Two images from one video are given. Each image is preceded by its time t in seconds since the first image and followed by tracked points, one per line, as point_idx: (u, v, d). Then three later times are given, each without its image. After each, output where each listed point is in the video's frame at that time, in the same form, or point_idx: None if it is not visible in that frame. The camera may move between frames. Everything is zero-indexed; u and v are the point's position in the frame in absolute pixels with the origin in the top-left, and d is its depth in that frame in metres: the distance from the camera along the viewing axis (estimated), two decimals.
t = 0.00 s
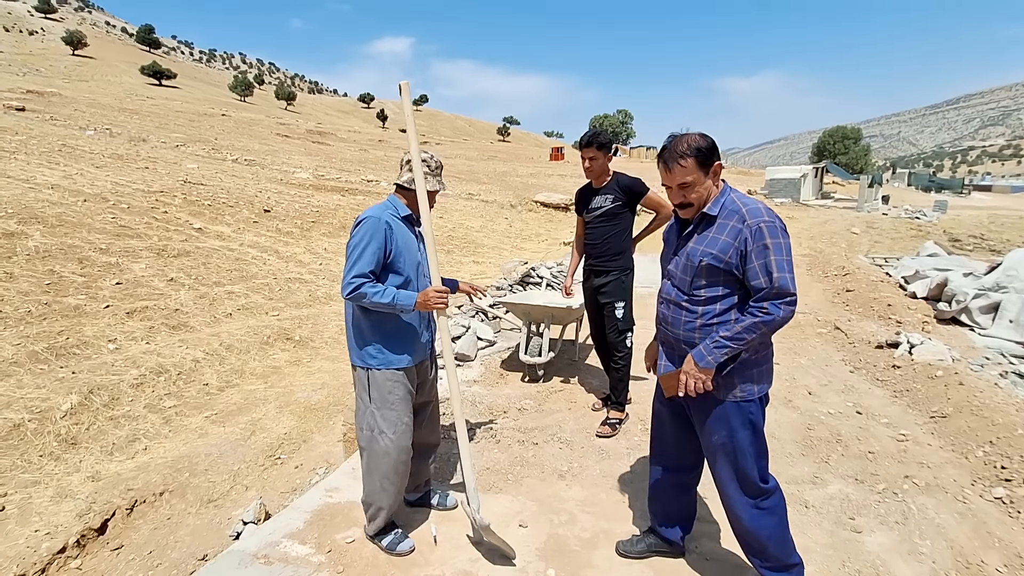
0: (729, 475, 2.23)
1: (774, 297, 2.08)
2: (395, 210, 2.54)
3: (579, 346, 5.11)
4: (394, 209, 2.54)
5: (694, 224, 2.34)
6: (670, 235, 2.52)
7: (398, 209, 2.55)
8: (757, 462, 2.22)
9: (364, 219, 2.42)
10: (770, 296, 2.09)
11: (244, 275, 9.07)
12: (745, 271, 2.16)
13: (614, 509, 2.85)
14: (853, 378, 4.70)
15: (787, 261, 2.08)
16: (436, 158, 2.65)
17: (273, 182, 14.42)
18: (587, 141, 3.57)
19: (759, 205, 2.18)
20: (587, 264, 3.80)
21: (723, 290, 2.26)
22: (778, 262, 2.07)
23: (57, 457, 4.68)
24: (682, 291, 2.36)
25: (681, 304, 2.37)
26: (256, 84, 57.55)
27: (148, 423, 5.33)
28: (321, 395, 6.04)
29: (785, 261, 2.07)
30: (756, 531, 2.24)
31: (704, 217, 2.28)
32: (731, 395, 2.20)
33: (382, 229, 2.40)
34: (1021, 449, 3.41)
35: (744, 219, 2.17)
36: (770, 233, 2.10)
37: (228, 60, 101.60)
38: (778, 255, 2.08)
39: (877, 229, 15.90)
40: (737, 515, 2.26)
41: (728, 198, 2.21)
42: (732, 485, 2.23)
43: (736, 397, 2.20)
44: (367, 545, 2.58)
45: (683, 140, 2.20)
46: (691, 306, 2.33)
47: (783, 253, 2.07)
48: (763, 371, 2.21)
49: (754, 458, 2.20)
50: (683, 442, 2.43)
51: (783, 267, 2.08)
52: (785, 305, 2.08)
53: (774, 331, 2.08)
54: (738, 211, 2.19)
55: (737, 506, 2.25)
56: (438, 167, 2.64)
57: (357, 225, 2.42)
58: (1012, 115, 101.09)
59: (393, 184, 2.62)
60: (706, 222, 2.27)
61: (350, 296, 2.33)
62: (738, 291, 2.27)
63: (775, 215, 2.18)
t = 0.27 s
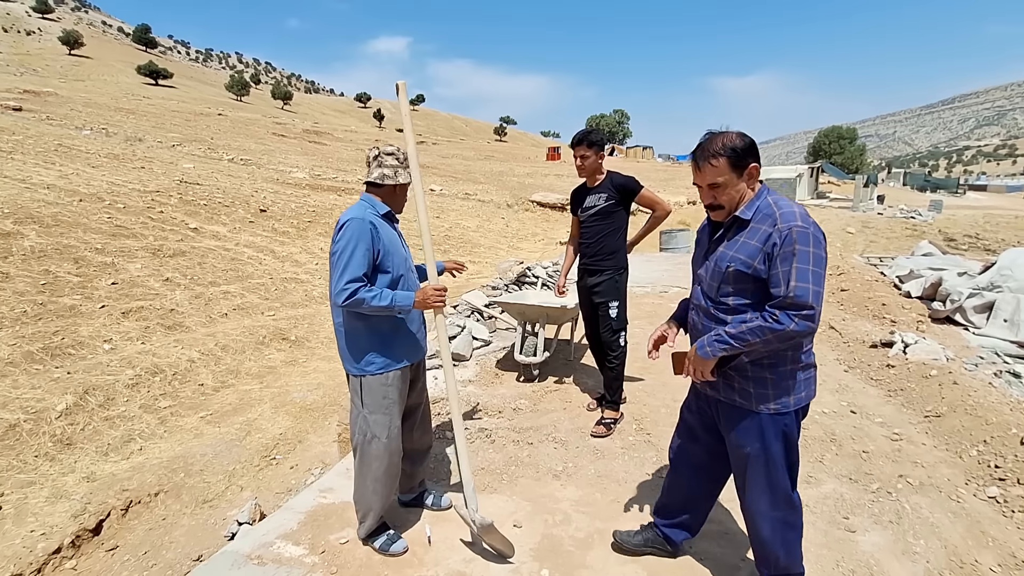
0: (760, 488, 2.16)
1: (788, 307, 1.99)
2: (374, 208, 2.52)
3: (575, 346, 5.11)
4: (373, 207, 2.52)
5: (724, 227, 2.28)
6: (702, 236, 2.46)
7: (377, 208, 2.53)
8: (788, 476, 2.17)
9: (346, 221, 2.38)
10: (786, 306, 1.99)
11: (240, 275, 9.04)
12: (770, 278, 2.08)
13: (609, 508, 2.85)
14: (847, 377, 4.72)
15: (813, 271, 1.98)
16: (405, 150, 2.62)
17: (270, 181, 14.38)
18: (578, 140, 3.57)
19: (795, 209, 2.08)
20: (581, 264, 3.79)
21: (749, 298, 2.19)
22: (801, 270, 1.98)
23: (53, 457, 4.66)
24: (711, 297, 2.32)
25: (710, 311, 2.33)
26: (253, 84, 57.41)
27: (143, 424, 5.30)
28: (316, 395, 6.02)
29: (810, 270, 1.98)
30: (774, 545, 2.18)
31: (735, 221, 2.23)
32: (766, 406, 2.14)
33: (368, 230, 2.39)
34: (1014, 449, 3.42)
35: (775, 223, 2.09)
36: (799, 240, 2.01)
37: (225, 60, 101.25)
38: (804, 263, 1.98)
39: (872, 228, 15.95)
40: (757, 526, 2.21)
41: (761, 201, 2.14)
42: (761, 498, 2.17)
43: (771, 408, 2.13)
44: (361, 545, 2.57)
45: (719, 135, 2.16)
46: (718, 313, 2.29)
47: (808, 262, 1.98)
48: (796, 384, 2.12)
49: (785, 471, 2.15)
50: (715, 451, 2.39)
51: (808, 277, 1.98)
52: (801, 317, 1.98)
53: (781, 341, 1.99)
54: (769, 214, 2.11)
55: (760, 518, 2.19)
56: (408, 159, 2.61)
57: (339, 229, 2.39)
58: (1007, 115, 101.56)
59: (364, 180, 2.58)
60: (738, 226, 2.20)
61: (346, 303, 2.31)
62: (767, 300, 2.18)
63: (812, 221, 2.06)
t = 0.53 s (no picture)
0: (765, 489, 2.15)
1: (792, 305, 1.98)
2: (343, 205, 2.47)
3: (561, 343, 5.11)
4: (341, 204, 2.47)
5: (735, 224, 2.27)
6: (713, 233, 2.46)
7: (346, 205, 2.48)
8: (795, 479, 2.16)
9: (315, 222, 2.33)
10: (789, 304, 1.99)
11: (222, 273, 8.90)
12: (777, 277, 2.08)
13: (595, 505, 2.86)
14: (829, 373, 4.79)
15: (818, 271, 1.98)
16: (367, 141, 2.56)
17: (253, 179, 14.18)
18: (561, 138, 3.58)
19: (806, 207, 2.07)
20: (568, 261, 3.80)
21: (759, 297, 2.18)
22: (804, 270, 1.98)
23: (30, 460, 4.54)
24: (721, 295, 2.33)
25: (721, 309, 2.34)
26: (236, 80, 56.61)
27: (123, 425, 5.19)
28: (300, 395, 5.95)
29: (813, 270, 1.98)
30: (766, 542, 2.18)
31: (745, 217, 2.22)
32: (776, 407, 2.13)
33: (338, 230, 2.35)
34: (991, 442, 3.50)
35: (785, 220, 2.08)
36: (806, 238, 2.01)
37: (206, 55, 99.58)
38: (807, 262, 1.98)
39: (852, 227, 16.22)
40: (753, 522, 2.21)
41: (770, 198, 2.12)
42: (765, 499, 2.16)
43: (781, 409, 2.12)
44: (345, 546, 2.54)
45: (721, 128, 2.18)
46: (727, 311, 2.30)
47: (812, 261, 1.98)
48: (808, 385, 2.12)
49: (792, 473, 2.14)
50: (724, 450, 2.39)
51: (812, 276, 1.97)
52: (802, 317, 1.98)
53: (779, 341, 2.01)
54: (778, 211, 2.10)
55: (756, 515, 2.19)
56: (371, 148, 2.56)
57: (308, 229, 2.34)
58: (982, 117, 103.94)
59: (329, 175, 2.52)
60: (747, 222, 2.19)
61: (322, 306, 2.28)
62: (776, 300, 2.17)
63: (821, 220, 2.05)
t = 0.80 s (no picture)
0: (747, 484, 2.19)
1: (790, 306, 1.99)
2: (308, 204, 2.43)
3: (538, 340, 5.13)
4: (306, 203, 2.43)
5: (729, 222, 2.26)
6: (707, 230, 2.45)
7: (311, 204, 2.44)
8: (777, 475, 2.19)
9: (277, 224, 2.29)
10: (787, 304, 2.00)
11: (190, 271, 8.65)
12: (773, 278, 2.08)
13: (572, 501, 2.88)
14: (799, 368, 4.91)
15: (815, 272, 1.98)
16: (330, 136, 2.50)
17: (222, 174, 13.82)
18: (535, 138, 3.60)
19: (800, 207, 2.06)
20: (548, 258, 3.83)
21: (752, 296, 2.19)
22: (802, 271, 1.97)
23: None
24: (713, 293, 2.33)
25: (713, 307, 2.34)
26: (204, 73, 55.05)
27: (86, 428, 5.00)
28: (273, 395, 5.83)
29: (810, 271, 1.97)
30: (744, 535, 2.22)
31: (739, 215, 2.20)
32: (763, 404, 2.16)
33: (302, 232, 2.30)
34: (952, 433, 3.64)
35: (779, 220, 2.07)
36: (802, 239, 2.00)
37: (172, 46, 96.47)
38: (805, 264, 1.98)
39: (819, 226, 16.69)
40: (732, 516, 2.24)
41: (765, 198, 2.11)
42: (747, 494, 2.19)
43: (767, 407, 2.15)
44: (321, 549, 2.50)
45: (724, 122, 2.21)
46: (720, 310, 2.30)
47: (809, 262, 1.98)
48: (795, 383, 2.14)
49: (774, 470, 2.17)
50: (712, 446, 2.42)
51: (809, 278, 1.97)
52: (802, 318, 2.00)
53: (779, 340, 2.03)
54: (773, 211, 2.08)
55: (736, 508, 2.22)
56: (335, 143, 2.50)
57: (271, 232, 2.29)
58: (940, 120, 108.09)
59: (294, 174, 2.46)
60: (742, 221, 2.18)
61: (286, 311, 2.24)
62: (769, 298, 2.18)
63: (817, 220, 2.05)
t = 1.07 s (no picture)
0: (736, 475, 2.21)
1: (793, 301, 2.01)
2: (289, 206, 2.38)
3: (520, 338, 5.12)
4: (287, 205, 2.38)
5: (728, 217, 2.28)
6: (708, 225, 2.47)
7: (292, 206, 2.39)
8: (767, 469, 2.21)
9: (250, 229, 2.25)
10: (790, 299, 2.01)
11: (159, 274, 8.38)
12: (773, 273, 2.10)
13: (560, 499, 2.88)
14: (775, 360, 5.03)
15: (816, 266, 1.99)
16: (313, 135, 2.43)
17: (190, 173, 13.43)
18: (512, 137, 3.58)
19: (798, 203, 2.08)
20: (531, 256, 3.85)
21: (753, 291, 2.21)
22: (803, 266, 1.99)
23: None
24: (712, 287, 2.36)
25: (711, 301, 2.37)
26: (169, 69, 53.40)
27: (53, 438, 4.81)
28: (249, 399, 5.70)
29: (812, 266, 1.99)
30: (732, 526, 2.25)
31: (739, 211, 2.22)
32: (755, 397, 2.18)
33: (275, 236, 2.25)
34: (923, 420, 3.77)
35: (777, 216, 2.09)
36: (800, 234, 2.01)
37: (134, 41, 93.33)
38: (806, 259, 1.99)
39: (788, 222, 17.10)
40: (721, 507, 2.27)
41: (764, 193, 2.13)
42: (736, 485, 2.22)
43: (758, 399, 2.17)
44: (306, 555, 2.46)
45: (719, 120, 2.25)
46: (718, 304, 2.33)
47: (810, 257, 1.99)
48: (789, 378, 2.16)
49: (764, 463, 2.19)
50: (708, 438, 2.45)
51: (811, 272, 1.99)
52: (808, 312, 2.01)
53: (785, 335, 2.04)
54: (771, 207, 2.10)
55: (725, 499, 2.25)
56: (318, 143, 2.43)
57: (245, 236, 2.26)
58: (900, 119, 111.82)
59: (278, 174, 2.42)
60: (740, 217, 2.20)
61: (257, 318, 2.22)
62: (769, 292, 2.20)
63: (815, 215, 2.06)
